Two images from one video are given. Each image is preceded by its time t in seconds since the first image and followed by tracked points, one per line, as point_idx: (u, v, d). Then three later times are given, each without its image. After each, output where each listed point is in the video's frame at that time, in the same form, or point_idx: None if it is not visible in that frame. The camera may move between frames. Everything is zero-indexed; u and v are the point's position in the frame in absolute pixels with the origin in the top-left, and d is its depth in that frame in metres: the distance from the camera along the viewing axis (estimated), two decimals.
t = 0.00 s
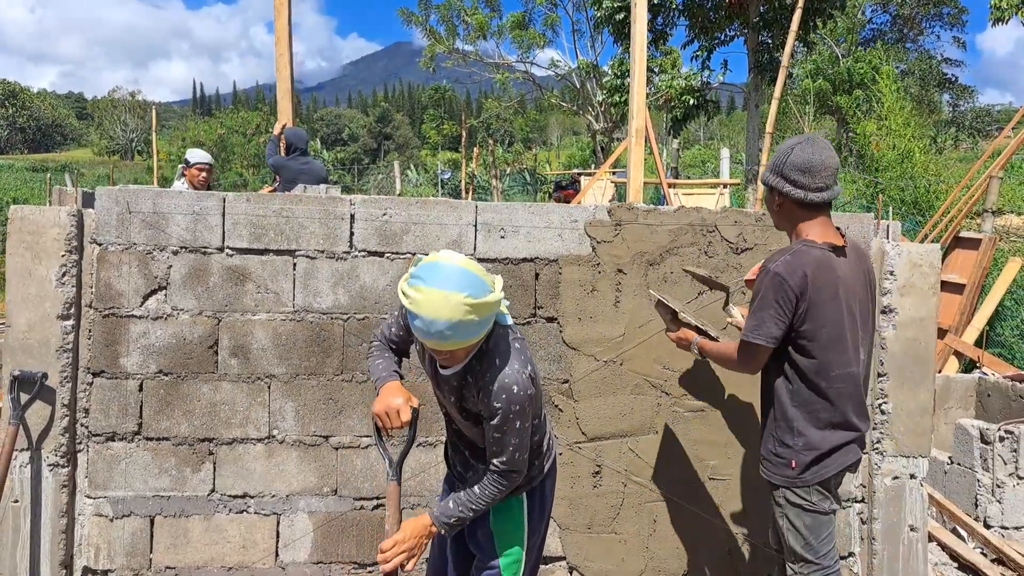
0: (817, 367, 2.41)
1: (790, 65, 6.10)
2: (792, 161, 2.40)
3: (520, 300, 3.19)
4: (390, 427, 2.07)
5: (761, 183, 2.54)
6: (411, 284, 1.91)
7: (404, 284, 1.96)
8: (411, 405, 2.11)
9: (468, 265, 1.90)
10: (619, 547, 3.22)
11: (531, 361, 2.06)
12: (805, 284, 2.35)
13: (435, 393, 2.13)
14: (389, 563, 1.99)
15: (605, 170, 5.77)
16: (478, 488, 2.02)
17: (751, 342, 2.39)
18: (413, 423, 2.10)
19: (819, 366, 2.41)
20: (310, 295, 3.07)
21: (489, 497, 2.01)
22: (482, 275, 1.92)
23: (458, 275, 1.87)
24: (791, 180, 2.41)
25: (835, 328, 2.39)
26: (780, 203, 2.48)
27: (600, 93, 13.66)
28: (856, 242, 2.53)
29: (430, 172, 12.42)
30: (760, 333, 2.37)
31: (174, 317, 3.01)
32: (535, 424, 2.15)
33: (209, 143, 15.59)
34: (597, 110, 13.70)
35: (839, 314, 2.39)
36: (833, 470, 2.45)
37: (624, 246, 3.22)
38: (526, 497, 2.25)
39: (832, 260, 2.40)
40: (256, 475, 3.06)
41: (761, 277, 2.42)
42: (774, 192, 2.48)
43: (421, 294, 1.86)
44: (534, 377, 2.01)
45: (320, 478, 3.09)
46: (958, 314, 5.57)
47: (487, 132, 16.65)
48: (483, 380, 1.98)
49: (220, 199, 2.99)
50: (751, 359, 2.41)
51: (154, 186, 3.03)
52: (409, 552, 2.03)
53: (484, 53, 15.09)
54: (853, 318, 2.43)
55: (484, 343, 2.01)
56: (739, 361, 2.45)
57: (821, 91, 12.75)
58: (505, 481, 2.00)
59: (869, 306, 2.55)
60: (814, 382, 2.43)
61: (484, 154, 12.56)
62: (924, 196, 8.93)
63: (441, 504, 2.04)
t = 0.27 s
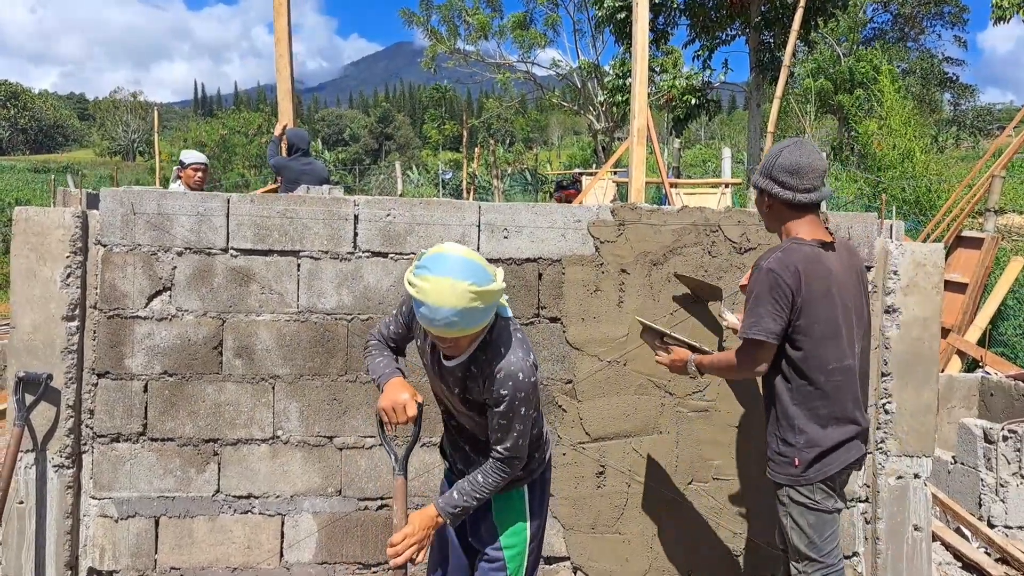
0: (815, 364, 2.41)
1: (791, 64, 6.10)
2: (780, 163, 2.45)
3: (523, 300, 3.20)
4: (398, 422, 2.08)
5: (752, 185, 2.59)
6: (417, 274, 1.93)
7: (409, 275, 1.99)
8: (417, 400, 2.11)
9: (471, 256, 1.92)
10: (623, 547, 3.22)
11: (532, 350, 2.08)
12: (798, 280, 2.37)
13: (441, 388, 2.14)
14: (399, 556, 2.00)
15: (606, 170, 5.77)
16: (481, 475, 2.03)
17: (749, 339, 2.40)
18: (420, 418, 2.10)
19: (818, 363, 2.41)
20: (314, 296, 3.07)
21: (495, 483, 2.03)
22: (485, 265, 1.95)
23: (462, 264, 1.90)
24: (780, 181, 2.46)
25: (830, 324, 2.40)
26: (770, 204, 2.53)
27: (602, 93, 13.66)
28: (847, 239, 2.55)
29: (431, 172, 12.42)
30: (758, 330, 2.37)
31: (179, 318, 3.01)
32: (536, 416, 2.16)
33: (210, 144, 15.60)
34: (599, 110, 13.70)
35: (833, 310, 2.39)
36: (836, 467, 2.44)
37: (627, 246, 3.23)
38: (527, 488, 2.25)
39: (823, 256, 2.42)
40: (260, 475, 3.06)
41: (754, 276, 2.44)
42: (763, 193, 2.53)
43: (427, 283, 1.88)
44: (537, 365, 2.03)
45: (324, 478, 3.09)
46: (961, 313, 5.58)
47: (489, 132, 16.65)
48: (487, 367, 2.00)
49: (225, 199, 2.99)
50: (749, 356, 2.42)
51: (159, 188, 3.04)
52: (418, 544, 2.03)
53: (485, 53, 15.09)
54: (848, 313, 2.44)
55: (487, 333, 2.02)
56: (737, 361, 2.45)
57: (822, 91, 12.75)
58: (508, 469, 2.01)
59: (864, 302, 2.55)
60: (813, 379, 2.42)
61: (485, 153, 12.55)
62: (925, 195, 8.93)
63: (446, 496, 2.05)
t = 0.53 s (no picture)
0: (820, 377, 2.40)
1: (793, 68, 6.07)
2: (783, 175, 2.44)
3: (528, 310, 3.19)
4: (387, 414, 2.07)
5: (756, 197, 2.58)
6: (409, 295, 1.94)
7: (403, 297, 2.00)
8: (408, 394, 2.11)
9: (461, 275, 1.94)
10: (629, 557, 3.22)
11: (523, 365, 2.09)
12: (801, 294, 2.36)
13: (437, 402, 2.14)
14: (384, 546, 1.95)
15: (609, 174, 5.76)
16: (473, 484, 2.02)
17: (754, 353, 2.39)
18: (409, 411, 2.10)
19: (822, 376, 2.40)
20: (318, 307, 3.07)
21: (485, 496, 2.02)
22: (476, 284, 1.96)
23: (454, 284, 1.91)
24: (783, 194, 2.45)
25: (834, 337, 2.38)
26: (773, 216, 2.52)
27: (604, 96, 13.65)
28: (850, 251, 2.54)
29: (432, 175, 12.40)
30: (762, 344, 2.36)
31: (183, 330, 3.01)
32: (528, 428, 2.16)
33: (212, 147, 15.59)
34: (601, 113, 13.69)
35: (837, 323, 2.38)
36: (841, 480, 2.44)
37: (632, 255, 3.22)
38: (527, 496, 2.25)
39: (826, 269, 2.41)
40: (265, 487, 3.06)
41: (758, 289, 2.43)
42: (766, 205, 2.52)
43: (419, 304, 1.89)
44: (528, 379, 2.05)
45: (329, 490, 3.09)
46: (965, 319, 5.57)
47: (491, 134, 16.63)
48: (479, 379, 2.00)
49: (230, 210, 2.98)
50: (753, 370, 2.41)
51: (163, 198, 3.02)
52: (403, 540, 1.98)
53: (487, 56, 15.08)
54: (852, 326, 2.43)
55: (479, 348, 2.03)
56: (740, 374, 2.45)
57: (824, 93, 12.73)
58: (499, 480, 2.02)
59: (869, 313, 2.54)
60: (817, 392, 2.41)
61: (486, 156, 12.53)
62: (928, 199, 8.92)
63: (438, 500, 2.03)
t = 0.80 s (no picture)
0: (844, 404, 2.37)
1: (813, 78, 6.02)
2: (811, 197, 2.43)
3: (549, 329, 3.18)
4: (419, 459, 2.17)
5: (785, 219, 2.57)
6: (416, 317, 1.95)
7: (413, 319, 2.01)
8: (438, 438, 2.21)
9: (465, 295, 1.95)
10: None
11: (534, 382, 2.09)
12: (827, 320, 2.33)
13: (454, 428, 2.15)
14: None
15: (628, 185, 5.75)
16: (485, 511, 2.01)
17: (778, 380, 2.37)
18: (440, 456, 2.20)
19: (847, 402, 2.37)
20: (341, 326, 3.08)
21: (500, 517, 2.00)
22: (481, 303, 1.97)
23: (459, 303, 1.92)
24: (811, 216, 2.44)
25: (859, 364, 2.36)
26: (802, 239, 2.51)
27: (622, 104, 13.64)
28: (879, 275, 2.51)
29: (450, 184, 12.42)
30: (787, 371, 2.35)
31: (208, 348, 3.03)
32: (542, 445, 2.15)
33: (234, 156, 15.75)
34: (619, 122, 13.67)
35: (863, 349, 2.36)
36: (865, 507, 2.41)
37: (654, 274, 3.21)
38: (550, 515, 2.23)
39: (854, 295, 2.38)
40: (288, 505, 3.08)
41: (783, 315, 2.41)
42: (795, 228, 2.51)
43: (425, 325, 1.90)
44: (539, 396, 2.04)
45: (352, 508, 3.10)
46: (991, 333, 5.49)
47: (509, 142, 16.67)
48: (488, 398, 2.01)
49: (254, 230, 3.01)
50: (777, 396, 2.39)
51: (189, 218, 3.06)
52: None
53: (506, 65, 15.11)
54: (879, 352, 2.40)
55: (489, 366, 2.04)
56: (764, 400, 2.43)
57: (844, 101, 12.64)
58: (512, 502, 2.00)
59: (897, 338, 2.50)
60: (843, 419, 2.39)
61: (504, 164, 12.55)
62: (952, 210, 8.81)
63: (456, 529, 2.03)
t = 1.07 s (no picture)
0: (876, 418, 2.36)
1: (839, 83, 5.98)
2: (843, 208, 2.42)
3: (575, 338, 3.20)
4: (441, 457, 2.19)
5: (817, 230, 2.56)
6: (440, 323, 1.98)
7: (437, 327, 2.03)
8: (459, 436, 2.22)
9: (488, 301, 1.98)
10: None
11: (556, 390, 2.10)
12: (859, 335, 2.32)
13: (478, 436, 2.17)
14: None
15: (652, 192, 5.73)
16: (515, 513, 2.03)
17: (809, 394, 2.37)
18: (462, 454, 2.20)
19: (879, 416, 2.35)
20: (369, 334, 3.12)
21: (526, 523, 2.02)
22: (503, 310, 2.00)
23: (481, 309, 1.95)
24: (843, 227, 2.43)
25: (892, 378, 2.34)
26: (834, 249, 2.50)
27: (644, 109, 13.61)
28: (912, 287, 2.49)
29: (472, 189, 12.46)
30: (819, 385, 2.34)
31: (239, 356, 3.08)
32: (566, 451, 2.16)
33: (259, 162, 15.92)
34: (642, 126, 13.64)
35: (896, 363, 2.34)
36: (896, 520, 2.40)
37: (681, 283, 3.21)
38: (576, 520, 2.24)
39: (887, 309, 2.37)
40: (317, 511, 3.11)
41: (814, 329, 2.40)
42: (827, 238, 2.50)
43: (449, 330, 1.92)
44: (561, 403, 2.05)
45: (379, 515, 3.13)
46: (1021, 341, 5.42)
47: (530, 147, 16.69)
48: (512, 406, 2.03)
49: (284, 240, 3.05)
50: (808, 410, 2.38)
51: (220, 228, 3.11)
52: None
53: (528, 71, 15.14)
54: (911, 366, 2.38)
55: (511, 374, 2.06)
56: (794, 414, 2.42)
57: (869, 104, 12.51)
58: (539, 507, 2.01)
59: (929, 350, 2.48)
60: (874, 433, 2.37)
61: (526, 169, 12.57)
62: (980, 216, 8.70)
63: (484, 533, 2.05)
